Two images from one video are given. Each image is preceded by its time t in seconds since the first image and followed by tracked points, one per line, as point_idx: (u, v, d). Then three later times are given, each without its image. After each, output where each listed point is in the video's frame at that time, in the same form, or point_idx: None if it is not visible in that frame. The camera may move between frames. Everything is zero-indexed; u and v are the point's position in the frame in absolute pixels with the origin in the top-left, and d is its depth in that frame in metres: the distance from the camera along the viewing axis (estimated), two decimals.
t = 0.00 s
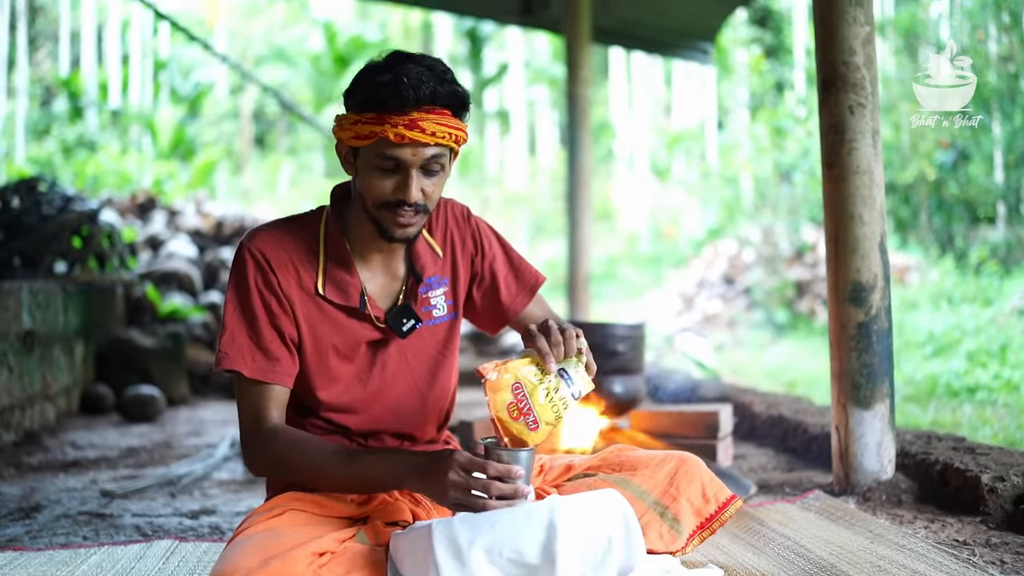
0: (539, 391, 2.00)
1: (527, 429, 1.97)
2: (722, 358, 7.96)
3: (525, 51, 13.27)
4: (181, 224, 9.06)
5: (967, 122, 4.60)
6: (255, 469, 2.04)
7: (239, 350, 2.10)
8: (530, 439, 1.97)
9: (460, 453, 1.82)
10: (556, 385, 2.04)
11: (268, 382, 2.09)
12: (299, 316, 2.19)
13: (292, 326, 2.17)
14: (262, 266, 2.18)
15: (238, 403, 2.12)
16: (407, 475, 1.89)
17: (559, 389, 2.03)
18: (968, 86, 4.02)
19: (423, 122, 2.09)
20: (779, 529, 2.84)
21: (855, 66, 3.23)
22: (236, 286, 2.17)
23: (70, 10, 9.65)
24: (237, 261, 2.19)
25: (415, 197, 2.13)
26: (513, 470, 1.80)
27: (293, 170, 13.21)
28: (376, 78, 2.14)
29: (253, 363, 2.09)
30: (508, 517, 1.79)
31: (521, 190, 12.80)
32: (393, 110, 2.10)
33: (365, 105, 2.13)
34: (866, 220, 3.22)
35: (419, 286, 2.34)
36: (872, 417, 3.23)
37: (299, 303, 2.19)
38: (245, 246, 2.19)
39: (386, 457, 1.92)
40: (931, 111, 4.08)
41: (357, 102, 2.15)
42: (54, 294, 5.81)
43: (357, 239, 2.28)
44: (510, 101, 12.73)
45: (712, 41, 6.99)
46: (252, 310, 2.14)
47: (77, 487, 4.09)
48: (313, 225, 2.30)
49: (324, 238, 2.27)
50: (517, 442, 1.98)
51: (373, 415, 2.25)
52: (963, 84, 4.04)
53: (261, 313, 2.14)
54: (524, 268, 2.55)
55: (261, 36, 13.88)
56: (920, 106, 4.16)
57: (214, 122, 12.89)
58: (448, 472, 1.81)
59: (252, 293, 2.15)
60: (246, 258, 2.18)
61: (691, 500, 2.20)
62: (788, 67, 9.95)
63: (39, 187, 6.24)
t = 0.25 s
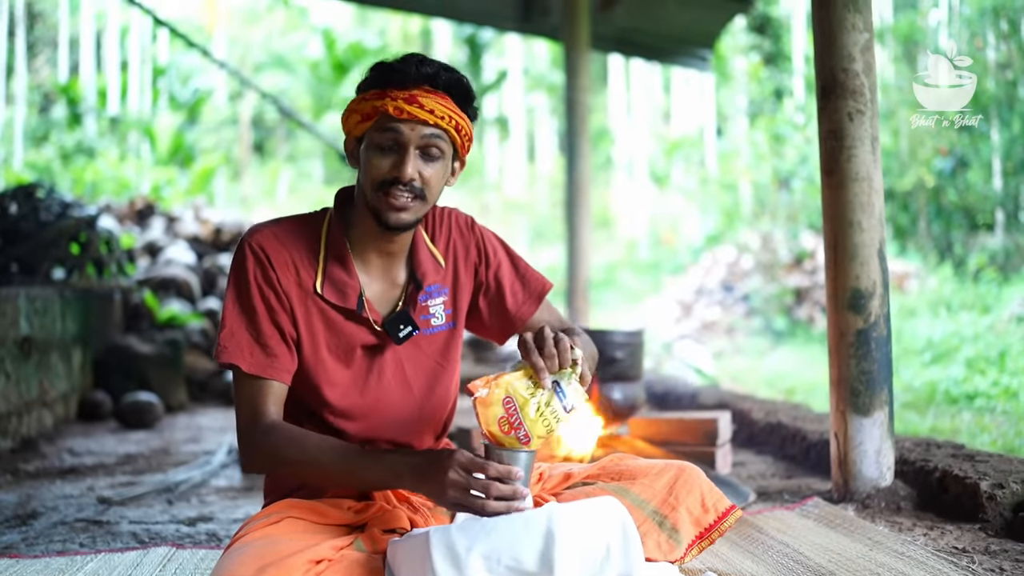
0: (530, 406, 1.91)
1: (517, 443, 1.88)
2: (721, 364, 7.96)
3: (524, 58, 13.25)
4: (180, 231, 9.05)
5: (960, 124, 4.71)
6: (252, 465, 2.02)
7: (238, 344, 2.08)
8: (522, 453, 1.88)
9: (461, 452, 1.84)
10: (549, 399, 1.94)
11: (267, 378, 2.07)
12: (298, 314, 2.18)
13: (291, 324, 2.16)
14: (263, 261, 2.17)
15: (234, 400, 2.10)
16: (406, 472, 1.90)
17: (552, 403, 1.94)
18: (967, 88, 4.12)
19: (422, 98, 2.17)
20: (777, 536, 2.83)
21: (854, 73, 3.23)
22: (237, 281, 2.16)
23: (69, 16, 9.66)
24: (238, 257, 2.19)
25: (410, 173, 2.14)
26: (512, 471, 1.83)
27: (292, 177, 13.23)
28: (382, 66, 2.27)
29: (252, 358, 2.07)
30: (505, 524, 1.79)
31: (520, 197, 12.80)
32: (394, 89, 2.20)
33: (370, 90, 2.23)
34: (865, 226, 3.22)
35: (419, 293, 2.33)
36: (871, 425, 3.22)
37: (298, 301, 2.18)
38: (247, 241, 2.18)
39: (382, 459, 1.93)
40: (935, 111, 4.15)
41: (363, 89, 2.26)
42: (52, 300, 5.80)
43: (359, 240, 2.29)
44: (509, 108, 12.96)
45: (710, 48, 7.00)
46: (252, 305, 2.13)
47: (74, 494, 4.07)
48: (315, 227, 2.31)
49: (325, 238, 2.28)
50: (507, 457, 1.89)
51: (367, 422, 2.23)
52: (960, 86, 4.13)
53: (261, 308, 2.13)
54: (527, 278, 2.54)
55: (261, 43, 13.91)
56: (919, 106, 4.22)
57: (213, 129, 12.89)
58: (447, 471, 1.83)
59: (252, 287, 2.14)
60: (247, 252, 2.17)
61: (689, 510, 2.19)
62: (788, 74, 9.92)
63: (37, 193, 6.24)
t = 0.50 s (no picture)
0: (524, 406, 1.87)
1: (511, 443, 1.85)
2: (720, 365, 7.95)
3: (523, 59, 13.22)
4: (179, 232, 9.04)
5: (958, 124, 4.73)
6: (251, 459, 2.00)
7: (241, 338, 2.07)
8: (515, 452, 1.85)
9: (463, 450, 1.83)
10: (543, 399, 1.91)
11: (269, 372, 2.06)
12: (302, 311, 2.17)
13: (295, 320, 2.15)
14: (269, 256, 2.17)
15: (237, 394, 2.09)
16: (407, 469, 1.89)
17: (546, 403, 1.91)
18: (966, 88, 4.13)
19: (425, 87, 2.19)
20: (778, 537, 2.83)
21: (855, 72, 3.22)
22: (243, 275, 2.16)
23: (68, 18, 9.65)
24: (244, 251, 2.19)
25: (415, 159, 2.14)
26: (513, 467, 1.82)
27: (291, 179, 13.23)
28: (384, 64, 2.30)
29: (255, 352, 2.07)
30: (502, 525, 1.78)
31: (520, 199, 12.81)
32: (397, 79, 2.22)
33: (373, 83, 2.25)
34: (865, 226, 3.21)
35: (424, 294, 2.32)
36: (872, 425, 3.21)
37: (303, 297, 2.18)
38: (254, 235, 2.18)
39: (384, 457, 1.91)
40: (935, 112, 4.16)
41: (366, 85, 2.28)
42: (50, 301, 5.79)
43: (366, 237, 2.28)
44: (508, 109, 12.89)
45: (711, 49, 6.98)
46: (256, 299, 2.13)
47: (73, 495, 4.07)
48: (322, 224, 2.30)
49: (332, 236, 2.28)
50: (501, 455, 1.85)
51: (370, 423, 2.21)
52: (959, 87, 4.14)
53: (265, 303, 2.13)
54: (534, 282, 2.53)
55: (260, 45, 13.90)
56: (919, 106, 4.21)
57: (213, 130, 12.89)
58: (450, 469, 1.82)
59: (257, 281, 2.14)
60: (254, 247, 2.17)
61: (689, 511, 2.18)
62: (787, 75, 9.95)
63: (36, 194, 6.22)
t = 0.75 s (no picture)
0: (527, 402, 1.88)
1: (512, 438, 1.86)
2: (720, 367, 7.94)
3: (523, 61, 13.21)
4: (178, 234, 9.02)
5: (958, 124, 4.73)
6: (252, 461, 1.99)
7: (242, 342, 2.06)
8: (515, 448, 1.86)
9: (465, 447, 1.79)
10: (546, 396, 1.92)
11: (271, 374, 2.05)
12: (304, 313, 2.16)
13: (297, 323, 2.14)
14: (270, 259, 2.16)
15: (238, 397, 2.08)
16: (407, 467, 1.84)
17: (548, 400, 1.92)
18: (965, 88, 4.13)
19: (440, 98, 2.15)
20: (779, 540, 2.81)
21: (855, 73, 3.22)
22: (243, 278, 2.15)
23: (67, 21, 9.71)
24: (244, 255, 2.17)
25: (424, 172, 2.12)
26: (514, 462, 1.78)
27: (291, 181, 13.22)
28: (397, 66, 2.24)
29: (257, 355, 2.05)
30: (502, 531, 1.77)
31: (519, 200, 12.81)
32: (411, 87, 2.18)
33: (386, 84, 2.20)
34: (866, 228, 3.20)
35: (426, 294, 2.31)
36: (873, 427, 3.20)
37: (305, 300, 2.17)
38: (254, 238, 2.17)
39: (384, 456, 1.88)
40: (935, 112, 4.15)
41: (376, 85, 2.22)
42: (49, 303, 5.77)
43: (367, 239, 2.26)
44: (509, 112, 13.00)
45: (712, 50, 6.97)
46: (257, 302, 2.11)
47: (71, 498, 4.05)
48: (323, 226, 2.29)
49: (333, 238, 2.26)
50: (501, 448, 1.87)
51: (373, 424, 2.21)
52: (959, 87, 4.14)
53: (267, 306, 2.11)
54: (537, 280, 2.52)
55: (259, 47, 13.90)
56: (918, 106, 4.20)
57: (212, 133, 12.93)
58: (451, 466, 1.78)
59: (258, 285, 2.13)
60: (254, 250, 2.16)
61: (691, 515, 2.17)
62: (787, 77, 9.95)
63: (35, 196, 6.21)
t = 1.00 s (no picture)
0: (532, 384, 1.92)
1: (518, 421, 1.90)
2: (720, 366, 7.93)
3: (522, 60, 13.20)
4: (177, 233, 9.00)
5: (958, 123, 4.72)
6: (253, 458, 1.98)
7: (242, 338, 2.05)
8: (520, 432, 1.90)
9: (468, 435, 1.78)
10: (549, 378, 1.96)
11: (270, 370, 2.04)
12: (303, 310, 2.15)
13: (296, 319, 2.13)
14: (268, 256, 2.14)
15: (238, 393, 2.07)
16: (410, 459, 1.82)
17: (552, 383, 1.96)
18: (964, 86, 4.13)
19: (446, 118, 2.07)
20: (779, 539, 2.80)
21: (856, 70, 3.21)
22: (242, 275, 2.14)
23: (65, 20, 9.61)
24: (242, 251, 2.16)
25: (433, 192, 2.09)
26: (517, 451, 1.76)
27: (290, 180, 13.21)
28: (399, 74, 2.13)
29: (256, 352, 2.04)
30: (503, 528, 1.76)
31: (518, 200, 12.80)
32: (416, 104, 2.08)
33: (390, 99, 2.10)
34: (867, 226, 3.19)
35: (424, 290, 2.31)
36: (874, 426, 3.19)
37: (304, 296, 2.16)
38: (252, 235, 2.15)
39: (382, 449, 1.86)
40: (935, 112, 4.14)
41: (378, 96, 2.12)
42: (48, 303, 5.76)
43: (365, 235, 2.25)
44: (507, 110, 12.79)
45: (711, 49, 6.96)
46: (256, 299, 2.10)
47: (69, 498, 4.04)
48: (321, 222, 2.27)
49: (331, 234, 2.25)
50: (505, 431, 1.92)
51: (373, 419, 2.20)
52: (959, 86, 4.13)
53: (265, 302, 2.10)
54: (533, 271, 2.48)
55: (258, 46, 13.88)
56: (918, 106, 4.19)
57: (210, 132, 12.97)
58: (455, 455, 1.77)
59: (257, 281, 2.11)
60: (252, 247, 2.14)
61: (691, 513, 2.16)
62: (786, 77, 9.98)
63: (33, 195, 6.19)
